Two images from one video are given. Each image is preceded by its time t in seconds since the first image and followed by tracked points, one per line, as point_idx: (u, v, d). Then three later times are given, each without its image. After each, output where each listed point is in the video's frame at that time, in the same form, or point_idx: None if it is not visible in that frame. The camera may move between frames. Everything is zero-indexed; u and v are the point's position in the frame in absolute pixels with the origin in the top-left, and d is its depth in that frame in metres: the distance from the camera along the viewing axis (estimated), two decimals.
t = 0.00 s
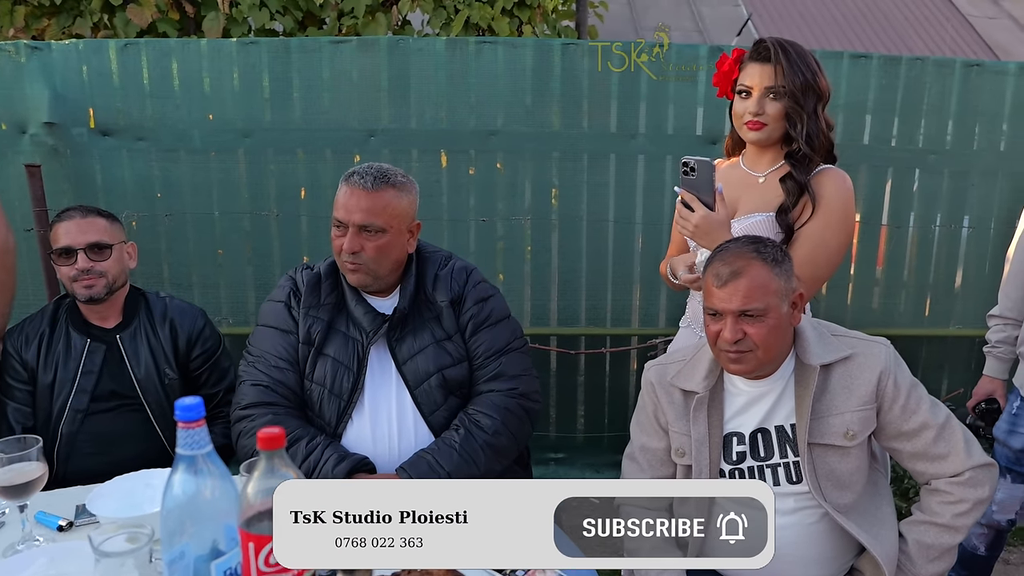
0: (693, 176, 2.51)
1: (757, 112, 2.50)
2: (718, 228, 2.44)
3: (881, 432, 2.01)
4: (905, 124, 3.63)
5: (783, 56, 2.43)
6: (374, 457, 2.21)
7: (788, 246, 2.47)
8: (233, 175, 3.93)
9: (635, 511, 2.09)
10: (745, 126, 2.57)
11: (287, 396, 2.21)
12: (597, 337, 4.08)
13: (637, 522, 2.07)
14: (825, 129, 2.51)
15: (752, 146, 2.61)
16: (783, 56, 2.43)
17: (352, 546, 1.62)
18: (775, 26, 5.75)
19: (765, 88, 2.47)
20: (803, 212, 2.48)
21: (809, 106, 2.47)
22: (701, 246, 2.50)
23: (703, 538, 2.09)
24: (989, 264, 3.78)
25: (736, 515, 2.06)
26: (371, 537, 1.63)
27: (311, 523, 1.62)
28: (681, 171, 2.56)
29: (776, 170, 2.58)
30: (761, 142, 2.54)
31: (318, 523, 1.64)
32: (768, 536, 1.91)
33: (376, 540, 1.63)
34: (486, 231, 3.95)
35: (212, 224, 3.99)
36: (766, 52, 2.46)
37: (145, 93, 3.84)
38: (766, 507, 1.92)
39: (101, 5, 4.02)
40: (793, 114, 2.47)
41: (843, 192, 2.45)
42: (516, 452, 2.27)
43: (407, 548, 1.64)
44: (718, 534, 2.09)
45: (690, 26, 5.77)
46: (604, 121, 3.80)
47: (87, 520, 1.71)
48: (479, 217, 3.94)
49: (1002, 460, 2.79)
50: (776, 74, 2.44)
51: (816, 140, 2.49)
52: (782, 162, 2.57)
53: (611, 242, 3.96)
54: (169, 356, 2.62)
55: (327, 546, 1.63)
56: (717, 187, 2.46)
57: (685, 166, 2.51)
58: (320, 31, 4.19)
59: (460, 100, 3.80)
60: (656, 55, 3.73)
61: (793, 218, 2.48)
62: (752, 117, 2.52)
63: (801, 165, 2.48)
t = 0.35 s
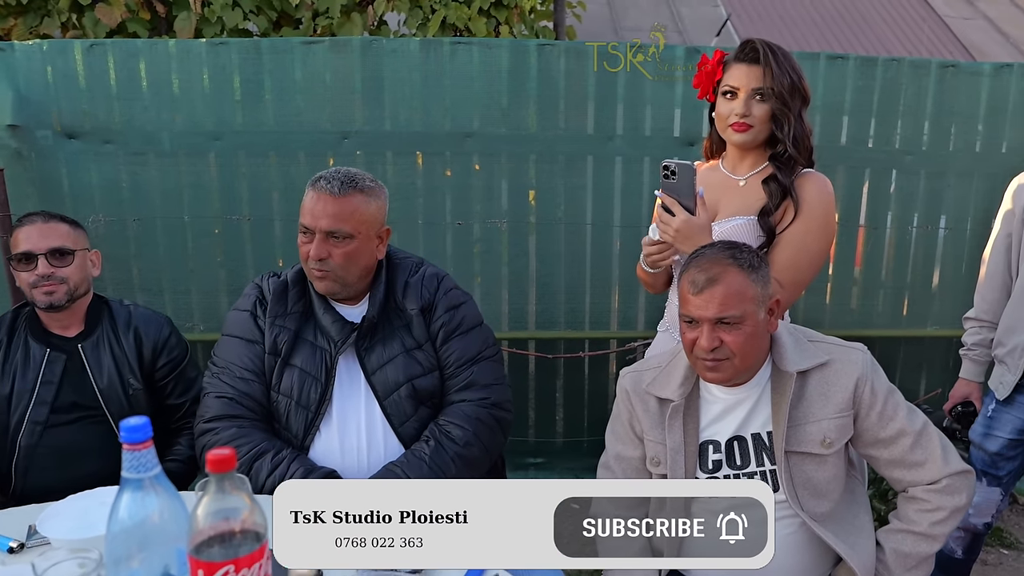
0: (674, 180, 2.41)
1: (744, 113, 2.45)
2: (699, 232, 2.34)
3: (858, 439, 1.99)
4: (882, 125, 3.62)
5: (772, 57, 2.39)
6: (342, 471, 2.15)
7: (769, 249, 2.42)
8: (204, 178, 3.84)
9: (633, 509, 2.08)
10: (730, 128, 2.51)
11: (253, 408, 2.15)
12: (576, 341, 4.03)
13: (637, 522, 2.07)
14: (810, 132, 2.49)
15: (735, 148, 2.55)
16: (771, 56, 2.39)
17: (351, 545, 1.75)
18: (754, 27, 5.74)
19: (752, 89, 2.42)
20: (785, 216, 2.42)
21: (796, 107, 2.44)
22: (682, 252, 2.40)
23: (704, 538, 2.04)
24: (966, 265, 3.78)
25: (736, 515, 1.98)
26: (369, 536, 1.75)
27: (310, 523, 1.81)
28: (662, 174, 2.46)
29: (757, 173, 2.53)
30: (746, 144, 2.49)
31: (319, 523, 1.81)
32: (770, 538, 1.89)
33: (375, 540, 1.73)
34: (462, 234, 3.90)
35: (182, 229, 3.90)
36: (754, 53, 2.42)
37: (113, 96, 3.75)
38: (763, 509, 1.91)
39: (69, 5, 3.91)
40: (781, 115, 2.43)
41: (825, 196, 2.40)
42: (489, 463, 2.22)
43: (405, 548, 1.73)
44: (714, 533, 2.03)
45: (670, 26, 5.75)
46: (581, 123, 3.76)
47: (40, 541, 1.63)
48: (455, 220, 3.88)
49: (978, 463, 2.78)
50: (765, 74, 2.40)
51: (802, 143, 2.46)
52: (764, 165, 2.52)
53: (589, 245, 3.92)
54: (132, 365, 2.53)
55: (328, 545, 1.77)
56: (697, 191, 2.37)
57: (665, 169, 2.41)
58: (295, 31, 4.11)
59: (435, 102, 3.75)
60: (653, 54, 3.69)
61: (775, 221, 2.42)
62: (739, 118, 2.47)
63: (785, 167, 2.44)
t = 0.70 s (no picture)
0: (651, 183, 2.34)
1: (755, 115, 2.34)
2: (678, 236, 2.29)
3: (838, 448, 1.94)
4: (863, 126, 3.60)
5: (775, 59, 2.34)
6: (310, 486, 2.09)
7: (754, 242, 2.33)
8: (177, 182, 3.76)
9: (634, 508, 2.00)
10: (732, 130, 2.38)
11: (219, 422, 2.08)
12: (557, 346, 3.97)
13: (637, 522, 2.01)
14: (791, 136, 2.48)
15: (727, 149, 2.43)
16: (775, 58, 2.34)
17: (350, 545, 1.71)
18: (738, 28, 5.71)
19: (760, 90, 2.34)
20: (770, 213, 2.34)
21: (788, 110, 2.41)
22: (660, 255, 2.35)
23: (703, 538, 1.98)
24: (948, 266, 3.76)
25: (736, 515, 1.95)
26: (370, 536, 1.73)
27: (309, 524, 1.76)
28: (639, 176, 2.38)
29: (736, 174, 2.45)
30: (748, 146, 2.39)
31: (318, 522, 1.76)
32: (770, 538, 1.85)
33: (376, 540, 1.69)
34: (441, 237, 3.83)
35: (154, 233, 3.81)
36: (761, 53, 2.34)
37: (82, 97, 3.67)
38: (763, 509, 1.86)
39: (40, 5, 3.82)
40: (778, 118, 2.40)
41: (807, 194, 2.35)
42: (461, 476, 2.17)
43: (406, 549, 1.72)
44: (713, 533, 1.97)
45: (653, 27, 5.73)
46: (560, 124, 3.71)
47: None
48: (434, 224, 3.82)
49: (960, 468, 2.75)
50: (769, 76, 2.34)
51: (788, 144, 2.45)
52: (745, 165, 2.45)
53: (570, 248, 3.86)
54: (96, 376, 2.43)
55: (328, 545, 1.73)
56: (676, 194, 2.30)
57: (642, 172, 2.34)
58: (273, 31, 4.03)
59: (412, 104, 3.68)
60: (648, 55, 3.65)
61: (761, 211, 2.33)
62: (748, 120, 2.35)
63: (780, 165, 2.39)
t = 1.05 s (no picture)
0: (632, 185, 2.29)
1: (736, 114, 2.28)
2: (659, 240, 2.23)
3: (822, 458, 1.89)
4: (848, 126, 3.56)
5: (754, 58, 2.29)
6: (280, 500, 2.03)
7: (736, 247, 2.28)
8: (152, 184, 3.67)
9: (636, 509, 1.95)
10: (712, 130, 2.32)
11: (186, 434, 2.02)
12: (541, 349, 3.91)
13: (637, 522, 1.95)
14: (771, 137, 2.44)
15: (707, 150, 2.37)
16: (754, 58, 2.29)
17: (350, 545, 1.81)
18: (724, 28, 5.67)
19: (740, 89, 2.29)
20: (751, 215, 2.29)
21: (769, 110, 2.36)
22: (642, 260, 2.29)
23: (703, 538, 1.93)
24: (933, 267, 3.74)
25: (736, 515, 1.89)
26: (369, 537, 1.83)
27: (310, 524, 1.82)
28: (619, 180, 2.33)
29: (716, 175, 2.39)
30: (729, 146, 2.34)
31: (319, 522, 1.82)
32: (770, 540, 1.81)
33: (375, 541, 1.81)
34: (423, 240, 3.76)
35: (128, 236, 3.72)
36: (742, 53, 2.29)
37: (53, 98, 3.58)
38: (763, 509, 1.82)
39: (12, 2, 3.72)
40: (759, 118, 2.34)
41: (788, 198, 2.30)
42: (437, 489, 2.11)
43: (405, 548, 1.83)
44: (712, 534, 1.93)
45: (639, 26, 5.69)
46: (543, 125, 3.66)
47: None
48: (415, 227, 3.75)
49: (947, 473, 2.71)
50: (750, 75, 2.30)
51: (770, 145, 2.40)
52: (726, 166, 2.39)
53: (553, 250, 3.80)
54: (63, 387, 2.32)
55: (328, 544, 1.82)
56: (657, 196, 2.25)
57: (623, 175, 2.29)
58: (252, 30, 3.94)
59: (392, 105, 3.62)
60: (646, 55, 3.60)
61: (743, 213, 2.28)
62: (728, 119, 2.29)
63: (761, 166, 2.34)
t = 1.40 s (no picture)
0: (619, 189, 2.25)
1: (739, 115, 2.24)
2: (649, 245, 2.18)
3: (814, 467, 1.85)
4: (840, 126, 3.52)
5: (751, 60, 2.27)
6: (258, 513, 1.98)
7: (729, 242, 2.23)
8: (133, 185, 3.59)
9: (635, 508, 1.88)
10: (716, 131, 2.26)
11: (160, 446, 1.96)
12: (530, 352, 3.84)
13: (637, 523, 1.88)
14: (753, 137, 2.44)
15: (707, 151, 2.31)
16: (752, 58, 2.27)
17: (351, 545, 1.88)
18: (716, 26, 5.63)
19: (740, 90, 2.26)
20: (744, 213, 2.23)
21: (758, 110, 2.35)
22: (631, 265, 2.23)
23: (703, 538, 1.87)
24: (926, 267, 3.70)
25: (736, 515, 1.82)
26: (369, 536, 1.89)
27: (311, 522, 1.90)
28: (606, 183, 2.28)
29: (705, 175, 2.34)
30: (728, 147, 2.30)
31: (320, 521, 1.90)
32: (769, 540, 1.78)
33: (375, 541, 1.88)
34: (410, 241, 3.69)
35: (110, 238, 3.65)
36: (739, 52, 2.26)
37: (31, 97, 3.50)
38: (762, 510, 1.78)
39: None
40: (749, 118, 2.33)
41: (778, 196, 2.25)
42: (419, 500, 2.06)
43: (406, 548, 1.89)
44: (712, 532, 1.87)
45: (631, 25, 5.64)
46: (532, 124, 3.60)
47: None
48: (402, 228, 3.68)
49: (940, 478, 2.67)
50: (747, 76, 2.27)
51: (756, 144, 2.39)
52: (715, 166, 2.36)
53: (542, 251, 3.73)
54: (35, 396, 2.24)
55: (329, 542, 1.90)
56: (646, 200, 2.21)
57: (610, 179, 2.25)
58: (238, 29, 3.87)
59: (379, 104, 3.55)
60: (640, 55, 3.55)
61: (735, 212, 2.23)
62: (732, 121, 2.25)
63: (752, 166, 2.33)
